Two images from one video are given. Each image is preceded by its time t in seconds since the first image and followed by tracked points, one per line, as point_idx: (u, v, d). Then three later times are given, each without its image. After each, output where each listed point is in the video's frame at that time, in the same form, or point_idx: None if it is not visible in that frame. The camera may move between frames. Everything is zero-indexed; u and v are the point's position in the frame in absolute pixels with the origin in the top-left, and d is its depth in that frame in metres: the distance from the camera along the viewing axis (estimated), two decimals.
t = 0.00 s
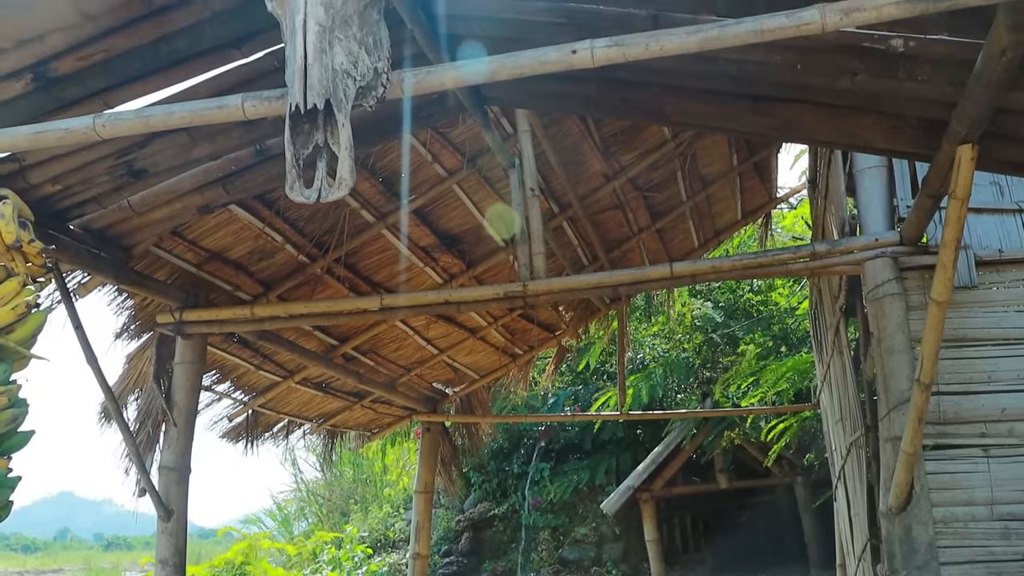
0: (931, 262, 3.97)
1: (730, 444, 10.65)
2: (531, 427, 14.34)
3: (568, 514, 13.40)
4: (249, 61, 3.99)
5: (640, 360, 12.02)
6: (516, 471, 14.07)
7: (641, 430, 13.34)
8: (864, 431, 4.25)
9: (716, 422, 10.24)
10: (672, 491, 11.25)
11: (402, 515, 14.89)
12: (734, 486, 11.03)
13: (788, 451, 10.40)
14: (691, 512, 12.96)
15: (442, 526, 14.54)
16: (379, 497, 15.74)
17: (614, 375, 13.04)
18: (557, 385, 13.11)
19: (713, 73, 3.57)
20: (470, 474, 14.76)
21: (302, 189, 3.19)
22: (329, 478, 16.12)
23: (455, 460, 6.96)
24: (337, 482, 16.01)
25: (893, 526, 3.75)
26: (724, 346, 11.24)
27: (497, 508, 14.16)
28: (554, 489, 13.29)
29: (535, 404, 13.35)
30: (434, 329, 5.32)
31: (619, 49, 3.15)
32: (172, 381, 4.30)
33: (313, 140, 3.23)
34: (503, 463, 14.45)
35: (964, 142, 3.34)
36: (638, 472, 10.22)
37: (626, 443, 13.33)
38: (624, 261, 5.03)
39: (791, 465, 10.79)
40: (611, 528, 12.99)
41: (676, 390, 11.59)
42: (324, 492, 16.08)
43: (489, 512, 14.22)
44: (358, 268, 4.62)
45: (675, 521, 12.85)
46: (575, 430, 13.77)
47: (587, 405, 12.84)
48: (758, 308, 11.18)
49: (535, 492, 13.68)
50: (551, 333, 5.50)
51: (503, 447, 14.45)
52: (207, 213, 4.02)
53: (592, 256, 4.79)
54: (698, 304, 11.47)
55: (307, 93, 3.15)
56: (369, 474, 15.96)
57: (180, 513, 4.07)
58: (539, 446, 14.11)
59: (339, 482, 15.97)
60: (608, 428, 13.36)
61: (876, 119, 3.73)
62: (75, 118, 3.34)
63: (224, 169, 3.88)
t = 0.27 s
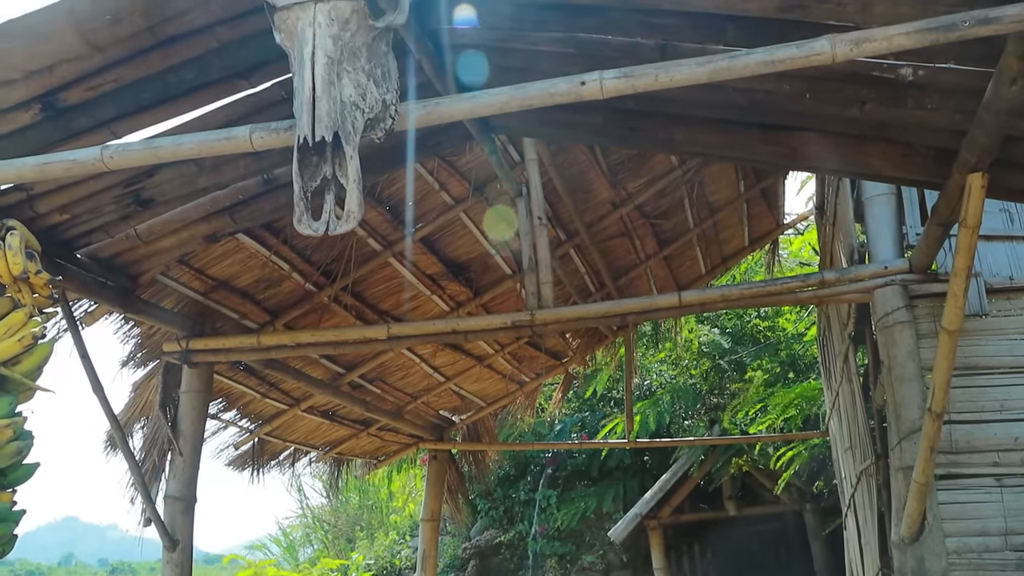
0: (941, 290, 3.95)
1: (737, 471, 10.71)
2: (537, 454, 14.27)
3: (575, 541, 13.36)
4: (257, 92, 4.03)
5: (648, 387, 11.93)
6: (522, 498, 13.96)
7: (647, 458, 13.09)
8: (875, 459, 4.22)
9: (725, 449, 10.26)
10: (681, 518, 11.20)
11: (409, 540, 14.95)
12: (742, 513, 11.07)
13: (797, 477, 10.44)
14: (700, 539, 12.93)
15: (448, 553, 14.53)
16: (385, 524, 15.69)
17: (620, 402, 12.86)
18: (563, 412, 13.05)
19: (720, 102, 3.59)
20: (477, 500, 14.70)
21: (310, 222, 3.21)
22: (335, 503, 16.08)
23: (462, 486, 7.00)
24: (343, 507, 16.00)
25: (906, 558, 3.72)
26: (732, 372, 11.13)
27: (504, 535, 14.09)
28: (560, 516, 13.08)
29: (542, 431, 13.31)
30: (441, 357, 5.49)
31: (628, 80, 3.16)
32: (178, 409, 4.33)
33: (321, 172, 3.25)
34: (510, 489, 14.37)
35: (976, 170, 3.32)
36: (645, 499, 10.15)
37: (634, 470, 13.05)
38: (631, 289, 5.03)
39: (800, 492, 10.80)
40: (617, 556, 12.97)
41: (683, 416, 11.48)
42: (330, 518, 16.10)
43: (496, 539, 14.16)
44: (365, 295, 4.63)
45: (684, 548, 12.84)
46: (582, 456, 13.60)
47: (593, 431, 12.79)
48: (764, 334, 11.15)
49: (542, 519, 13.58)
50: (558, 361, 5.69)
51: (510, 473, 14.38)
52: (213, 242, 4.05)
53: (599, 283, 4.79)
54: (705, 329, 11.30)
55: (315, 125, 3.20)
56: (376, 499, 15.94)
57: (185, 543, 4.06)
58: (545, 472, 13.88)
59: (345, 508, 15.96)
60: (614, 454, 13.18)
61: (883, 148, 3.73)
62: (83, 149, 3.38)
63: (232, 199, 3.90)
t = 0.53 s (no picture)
0: (956, 319, 3.93)
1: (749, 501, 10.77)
2: (548, 481, 14.21)
3: (586, 569, 13.24)
4: (269, 123, 4.07)
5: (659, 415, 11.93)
6: (533, 526, 13.86)
7: (659, 484, 13.05)
8: (890, 489, 4.18)
9: (736, 479, 10.38)
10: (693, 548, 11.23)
11: (420, 569, 14.83)
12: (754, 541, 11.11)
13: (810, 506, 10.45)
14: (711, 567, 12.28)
15: None
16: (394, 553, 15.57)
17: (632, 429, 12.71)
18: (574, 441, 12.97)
19: (732, 131, 3.60)
20: (487, 528, 14.60)
21: (322, 255, 3.21)
22: (345, 531, 16.03)
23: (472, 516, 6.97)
24: (353, 535, 15.95)
25: None
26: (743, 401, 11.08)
27: (515, 564, 14.01)
28: (572, 544, 13.09)
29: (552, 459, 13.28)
30: (453, 385, 5.71)
31: (641, 112, 3.15)
32: (188, 440, 4.41)
33: (333, 206, 3.23)
34: (520, 517, 14.23)
35: (990, 201, 3.28)
36: (656, 528, 9.94)
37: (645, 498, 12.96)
38: (643, 317, 5.06)
39: (812, 521, 10.78)
40: None
41: (694, 443, 11.47)
42: (340, 545, 16.07)
43: (507, 567, 14.07)
44: (375, 325, 4.70)
45: None
46: (593, 484, 13.52)
47: (604, 459, 12.71)
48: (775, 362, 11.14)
49: (553, 547, 13.53)
50: (569, 389, 5.97)
51: (520, 501, 14.21)
52: (224, 271, 4.07)
53: (611, 311, 4.81)
54: (716, 357, 11.35)
55: (328, 158, 3.18)
56: (384, 527, 15.78)
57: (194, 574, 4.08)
58: (556, 499, 13.81)
59: (354, 535, 15.90)
60: (625, 482, 13.14)
61: (895, 178, 3.72)
62: (95, 181, 3.40)
63: (243, 229, 3.93)
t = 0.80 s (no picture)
0: (967, 345, 3.95)
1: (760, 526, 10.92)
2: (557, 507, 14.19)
3: None
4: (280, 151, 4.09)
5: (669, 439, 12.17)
6: (541, 552, 13.80)
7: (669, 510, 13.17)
8: (904, 517, 4.17)
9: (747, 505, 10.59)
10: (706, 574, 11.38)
11: None
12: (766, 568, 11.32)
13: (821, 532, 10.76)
14: None
15: None
16: None
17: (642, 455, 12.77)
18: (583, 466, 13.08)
19: (743, 159, 3.60)
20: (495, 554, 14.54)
21: (333, 286, 3.20)
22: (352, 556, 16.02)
23: (482, 543, 6.94)
24: (361, 560, 15.94)
25: None
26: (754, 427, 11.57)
27: None
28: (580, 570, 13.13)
29: (562, 485, 13.34)
30: (462, 412, 5.81)
31: (654, 141, 3.14)
32: (197, 466, 4.49)
33: (345, 235, 3.23)
34: (529, 543, 14.17)
35: (1004, 227, 3.25)
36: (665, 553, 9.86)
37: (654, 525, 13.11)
38: (653, 344, 5.16)
39: (823, 547, 10.97)
40: None
41: (704, 468, 11.61)
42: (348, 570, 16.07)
43: None
44: (385, 352, 4.76)
45: None
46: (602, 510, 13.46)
47: (615, 484, 12.77)
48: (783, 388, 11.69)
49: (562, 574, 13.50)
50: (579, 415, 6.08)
51: (529, 527, 14.09)
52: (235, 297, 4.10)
53: (622, 337, 4.89)
54: (728, 380, 11.96)
55: (340, 188, 3.18)
56: (392, 553, 15.84)
57: None
58: (565, 525, 13.77)
59: (362, 560, 15.89)
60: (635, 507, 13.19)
61: (908, 206, 3.70)
62: (107, 211, 3.41)
63: (253, 256, 3.96)
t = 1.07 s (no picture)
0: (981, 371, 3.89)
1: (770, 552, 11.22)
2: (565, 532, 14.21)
3: None
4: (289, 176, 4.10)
5: (679, 465, 13.11)
6: None
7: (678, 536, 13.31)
8: (914, 543, 4.14)
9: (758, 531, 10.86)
10: None
11: None
12: None
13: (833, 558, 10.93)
14: None
15: None
16: None
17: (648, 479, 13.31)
18: (592, 489, 13.46)
19: (752, 184, 3.60)
20: None
21: (342, 314, 3.19)
22: None
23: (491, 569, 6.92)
24: None
25: None
26: (761, 450, 12.51)
27: None
28: None
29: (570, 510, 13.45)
30: (470, 437, 5.86)
31: (665, 169, 3.13)
32: (204, 491, 4.56)
33: (354, 263, 3.22)
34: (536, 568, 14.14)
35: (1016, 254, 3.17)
36: None
37: (662, 550, 13.24)
38: (660, 366, 5.37)
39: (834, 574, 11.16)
40: None
41: (713, 493, 12.54)
42: None
43: None
44: (393, 377, 4.91)
45: None
46: (609, 535, 13.50)
47: (621, 508, 13.25)
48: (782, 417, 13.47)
49: None
50: (587, 439, 6.06)
51: (537, 552, 14.05)
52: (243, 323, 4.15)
53: (630, 360, 5.17)
54: (733, 408, 12.79)
55: (349, 217, 3.17)
56: None
57: None
58: (573, 550, 13.78)
59: None
60: (643, 532, 13.27)
61: (918, 232, 3.67)
62: (115, 237, 3.40)
63: (261, 281, 3.97)
